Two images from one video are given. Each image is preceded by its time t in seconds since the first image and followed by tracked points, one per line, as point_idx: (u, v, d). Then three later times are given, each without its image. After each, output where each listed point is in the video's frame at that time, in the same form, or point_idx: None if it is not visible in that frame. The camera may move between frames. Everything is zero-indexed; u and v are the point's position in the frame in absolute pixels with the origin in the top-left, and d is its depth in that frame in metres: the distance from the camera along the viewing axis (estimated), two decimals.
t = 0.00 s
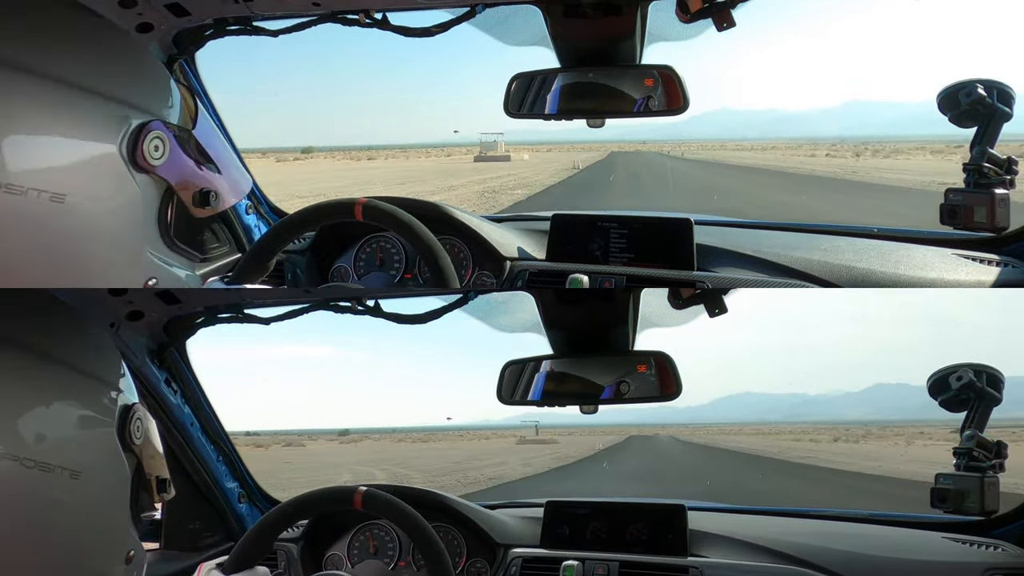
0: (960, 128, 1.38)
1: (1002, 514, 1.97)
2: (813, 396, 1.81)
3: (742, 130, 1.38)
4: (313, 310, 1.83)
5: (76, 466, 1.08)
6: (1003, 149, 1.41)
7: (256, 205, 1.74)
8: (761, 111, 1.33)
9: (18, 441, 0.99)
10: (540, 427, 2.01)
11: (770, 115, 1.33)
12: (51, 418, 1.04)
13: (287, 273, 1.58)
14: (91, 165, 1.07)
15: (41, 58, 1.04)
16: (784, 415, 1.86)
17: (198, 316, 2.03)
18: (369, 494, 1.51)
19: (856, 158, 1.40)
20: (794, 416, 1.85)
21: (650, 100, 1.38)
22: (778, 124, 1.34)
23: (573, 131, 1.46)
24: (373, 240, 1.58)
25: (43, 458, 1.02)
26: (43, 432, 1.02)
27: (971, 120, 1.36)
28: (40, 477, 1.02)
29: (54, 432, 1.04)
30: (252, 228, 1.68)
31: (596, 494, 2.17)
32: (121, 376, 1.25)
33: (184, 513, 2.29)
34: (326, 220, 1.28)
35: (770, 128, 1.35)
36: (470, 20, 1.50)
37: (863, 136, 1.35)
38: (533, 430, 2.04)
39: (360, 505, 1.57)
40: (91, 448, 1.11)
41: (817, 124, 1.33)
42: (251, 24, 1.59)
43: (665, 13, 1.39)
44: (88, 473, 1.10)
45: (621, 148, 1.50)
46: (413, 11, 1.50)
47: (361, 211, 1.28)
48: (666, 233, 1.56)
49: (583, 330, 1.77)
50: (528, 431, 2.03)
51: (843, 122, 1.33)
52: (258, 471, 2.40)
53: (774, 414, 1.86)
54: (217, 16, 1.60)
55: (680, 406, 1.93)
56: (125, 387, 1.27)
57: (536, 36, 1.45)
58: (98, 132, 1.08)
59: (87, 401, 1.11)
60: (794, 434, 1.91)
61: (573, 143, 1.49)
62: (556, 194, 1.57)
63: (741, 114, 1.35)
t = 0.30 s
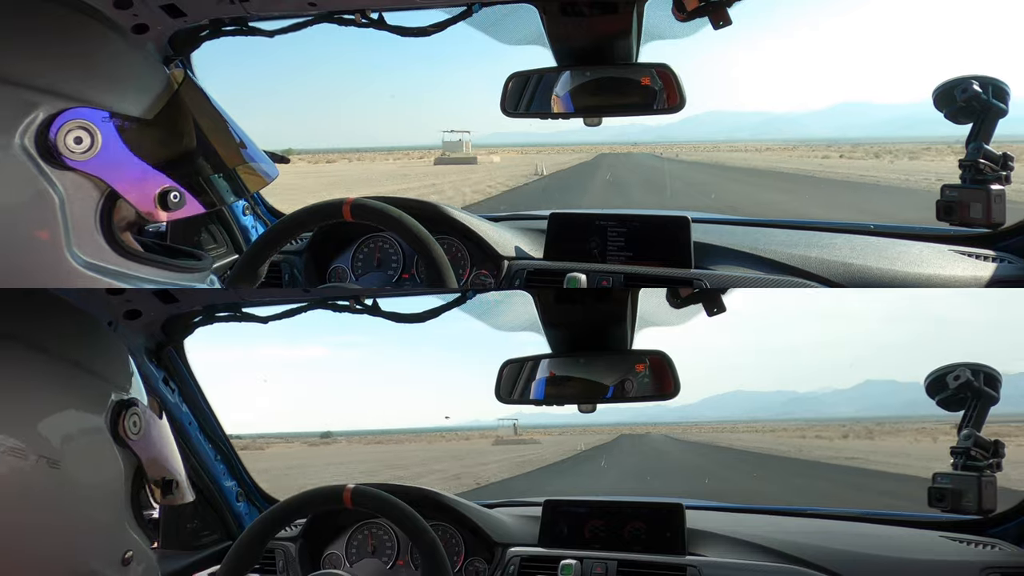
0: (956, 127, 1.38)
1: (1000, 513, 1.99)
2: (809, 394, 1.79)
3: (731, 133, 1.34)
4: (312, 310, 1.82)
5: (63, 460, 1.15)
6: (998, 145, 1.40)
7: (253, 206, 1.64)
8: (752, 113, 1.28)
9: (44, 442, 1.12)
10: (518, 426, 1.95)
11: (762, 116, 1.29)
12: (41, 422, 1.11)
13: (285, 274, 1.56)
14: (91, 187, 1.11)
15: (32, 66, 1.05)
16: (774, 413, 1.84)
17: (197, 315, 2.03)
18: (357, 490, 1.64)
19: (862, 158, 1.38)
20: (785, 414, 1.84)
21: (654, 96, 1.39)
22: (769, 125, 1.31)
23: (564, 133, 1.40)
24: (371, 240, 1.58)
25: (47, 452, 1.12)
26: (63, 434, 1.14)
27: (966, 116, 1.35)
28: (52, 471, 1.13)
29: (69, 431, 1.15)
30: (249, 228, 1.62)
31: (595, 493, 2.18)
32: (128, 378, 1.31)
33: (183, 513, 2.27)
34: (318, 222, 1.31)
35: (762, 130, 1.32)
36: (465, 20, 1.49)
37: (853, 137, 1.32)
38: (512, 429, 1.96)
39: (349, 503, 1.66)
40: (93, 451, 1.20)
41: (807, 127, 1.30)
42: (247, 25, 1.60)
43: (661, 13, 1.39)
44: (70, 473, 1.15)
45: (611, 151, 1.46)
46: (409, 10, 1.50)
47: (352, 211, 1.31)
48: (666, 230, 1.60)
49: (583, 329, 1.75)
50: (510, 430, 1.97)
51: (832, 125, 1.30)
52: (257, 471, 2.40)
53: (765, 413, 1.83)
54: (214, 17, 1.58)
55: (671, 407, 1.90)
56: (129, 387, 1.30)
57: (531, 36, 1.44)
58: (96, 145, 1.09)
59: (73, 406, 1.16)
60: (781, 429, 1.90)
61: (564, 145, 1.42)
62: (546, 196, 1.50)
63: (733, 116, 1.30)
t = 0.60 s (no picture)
0: (953, 125, 1.38)
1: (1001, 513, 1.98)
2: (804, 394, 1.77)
3: (728, 136, 1.39)
4: (312, 310, 1.81)
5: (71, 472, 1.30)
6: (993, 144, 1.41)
7: (248, 204, 1.64)
8: (752, 115, 1.34)
9: (53, 442, 1.26)
10: (496, 428, 1.98)
11: (760, 119, 1.34)
12: (80, 423, 1.34)
13: (280, 273, 1.59)
14: (93, 171, 1.17)
15: (37, 60, 1.13)
16: (769, 415, 1.82)
17: (197, 316, 2.03)
18: (359, 490, 1.64)
19: (857, 160, 1.43)
20: (780, 416, 1.81)
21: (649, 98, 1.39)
22: (766, 128, 1.36)
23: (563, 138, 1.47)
24: (367, 238, 1.58)
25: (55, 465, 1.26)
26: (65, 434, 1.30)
27: (960, 115, 1.35)
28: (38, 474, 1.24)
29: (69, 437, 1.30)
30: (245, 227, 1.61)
31: (595, 493, 2.17)
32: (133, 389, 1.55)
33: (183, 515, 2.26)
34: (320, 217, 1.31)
35: (763, 131, 1.36)
36: (461, 18, 1.49)
37: (852, 138, 1.35)
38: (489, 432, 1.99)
39: (350, 504, 1.66)
40: (97, 450, 1.37)
41: (803, 130, 1.34)
42: (243, 23, 1.62)
43: (657, 11, 1.39)
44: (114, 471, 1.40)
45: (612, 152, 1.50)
46: (405, 8, 1.50)
47: (348, 210, 1.31)
48: (659, 229, 1.58)
49: (582, 328, 1.77)
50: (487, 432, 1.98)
51: (832, 127, 1.33)
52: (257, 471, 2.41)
53: (763, 416, 1.81)
54: (210, 16, 1.59)
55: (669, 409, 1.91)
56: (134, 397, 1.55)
57: (527, 35, 1.46)
58: (99, 131, 1.18)
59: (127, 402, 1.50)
60: (776, 431, 1.87)
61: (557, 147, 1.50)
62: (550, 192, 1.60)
63: (731, 119, 1.35)
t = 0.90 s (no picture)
0: (950, 126, 1.37)
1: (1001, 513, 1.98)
2: (798, 401, 1.81)
3: (726, 138, 1.40)
4: (311, 310, 1.81)
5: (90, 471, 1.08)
6: (992, 144, 1.40)
7: (247, 202, 1.84)
8: (746, 118, 1.34)
9: (56, 443, 1.04)
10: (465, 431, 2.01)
11: (756, 120, 1.34)
12: (98, 421, 1.11)
13: (279, 272, 1.61)
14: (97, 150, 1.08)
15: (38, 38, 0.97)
16: (765, 422, 1.86)
17: (197, 316, 2.03)
18: (357, 492, 1.64)
19: (856, 159, 1.43)
20: (777, 422, 1.85)
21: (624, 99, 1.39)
22: (762, 128, 1.36)
23: (560, 137, 1.47)
24: (365, 237, 1.58)
25: (76, 465, 1.06)
26: (84, 433, 1.08)
27: (959, 115, 1.35)
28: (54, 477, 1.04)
29: (97, 432, 1.10)
30: (243, 225, 1.82)
31: (596, 493, 2.17)
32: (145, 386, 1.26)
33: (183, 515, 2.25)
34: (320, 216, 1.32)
35: (758, 133, 1.37)
36: (460, 17, 1.51)
37: (845, 138, 1.36)
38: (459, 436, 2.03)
39: (348, 504, 1.66)
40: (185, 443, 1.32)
41: (797, 130, 1.34)
42: (242, 21, 1.61)
43: (656, 10, 1.39)
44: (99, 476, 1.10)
45: (612, 154, 1.50)
46: (405, 7, 1.51)
47: (344, 208, 1.31)
48: (656, 229, 1.59)
49: (581, 329, 1.77)
50: (457, 435, 2.02)
51: (827, 128, 1.34)
52: (257, 471, 2.41)
53: (761, 421, 1.85)
54: (208, 14, 1.60)
55: (666, 416, 1.91)
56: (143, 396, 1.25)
57: (526, 34, 1.45)
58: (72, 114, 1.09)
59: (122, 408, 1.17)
60: (773, 437, 1.90)
61: (553, 150, 1.50)
62: (549, 192, 1.60)
63: (729, 120, 1.35)
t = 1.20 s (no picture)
0: (947, 126, 1.38)
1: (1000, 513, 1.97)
2: (795, 403, 1.79)
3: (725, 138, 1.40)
4: (311, 310, 1.81)
5: (91, 461, 0.97)
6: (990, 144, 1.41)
7: (247, 204, 1.85)
8: (745, 118, 1.34)
9: (42, 444, 0.90)
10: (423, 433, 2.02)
11: (755, 120, 1.34)
12: (74, 421, 0.95)
13: (279, 273, 1.62)
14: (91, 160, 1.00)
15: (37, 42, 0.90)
16: (762, 422, 1.85)
17: (196, 315, 2.02)
18: (358, 490, 1.64)
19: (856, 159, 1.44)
20: (773, 424, 1.84)
21: (628, 99, 1.39)
22: (760, 129, 1.36)
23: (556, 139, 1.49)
24: (364, 239, 1.58)
25: (79, 455, 0.95)
26: (63, 438, 0.93)
27: (958, 114, 1.35)
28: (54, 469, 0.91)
29: (73, 439, 0.94)
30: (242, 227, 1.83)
31: (596, 493, 2.17)
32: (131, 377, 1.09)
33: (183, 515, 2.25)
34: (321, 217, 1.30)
35: (756, 133, 1.37)
36: (460, 19, 1.50)
37: (844, 138, 1.36)
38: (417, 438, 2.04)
39: (349, 504, 1.66)
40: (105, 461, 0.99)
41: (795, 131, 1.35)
42: (240, 23, 1.63)
43: (655, 12, 1.39)
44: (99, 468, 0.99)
45: (613, 154, 1.53)
46: (404, 9, 1.51)
47: (343, 210, 1.31)
48: (656, 229, 1.58)
49: (581, 328, 1.77)
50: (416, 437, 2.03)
51: (825, 128, 1.34)
52: (257, 471, 2.41)
53: (757, 422, 1.84)
54: (207, 17, 1.60)
55: (663, 417, 1.93)
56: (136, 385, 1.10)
57: (525, 35, 1.45)
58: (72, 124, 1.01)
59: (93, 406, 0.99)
60: (769, 438, 1.89)
61: (554, 149, 1.52)
62: (551, 190, 1.62)
63: (728, 121, 1.36)
